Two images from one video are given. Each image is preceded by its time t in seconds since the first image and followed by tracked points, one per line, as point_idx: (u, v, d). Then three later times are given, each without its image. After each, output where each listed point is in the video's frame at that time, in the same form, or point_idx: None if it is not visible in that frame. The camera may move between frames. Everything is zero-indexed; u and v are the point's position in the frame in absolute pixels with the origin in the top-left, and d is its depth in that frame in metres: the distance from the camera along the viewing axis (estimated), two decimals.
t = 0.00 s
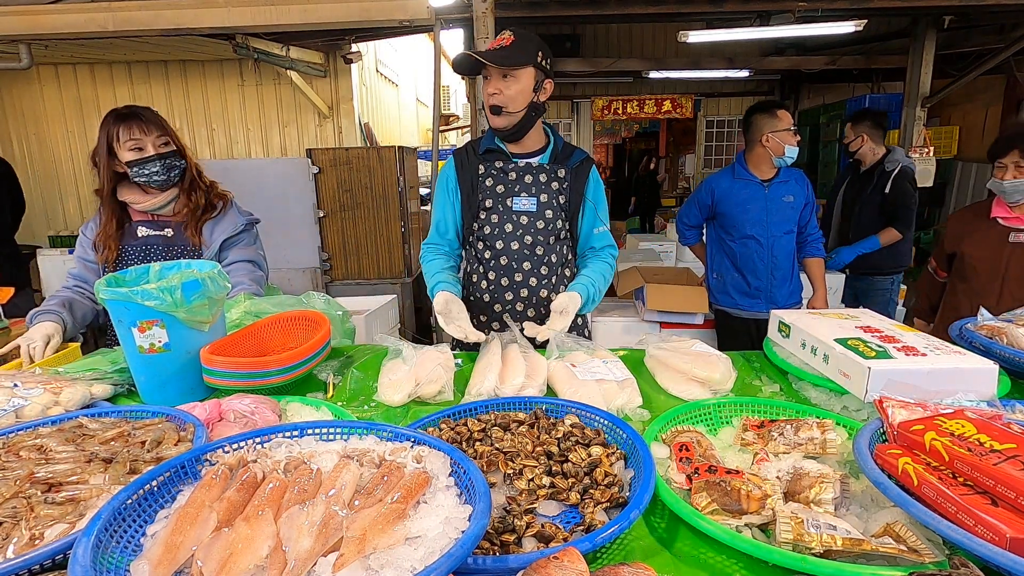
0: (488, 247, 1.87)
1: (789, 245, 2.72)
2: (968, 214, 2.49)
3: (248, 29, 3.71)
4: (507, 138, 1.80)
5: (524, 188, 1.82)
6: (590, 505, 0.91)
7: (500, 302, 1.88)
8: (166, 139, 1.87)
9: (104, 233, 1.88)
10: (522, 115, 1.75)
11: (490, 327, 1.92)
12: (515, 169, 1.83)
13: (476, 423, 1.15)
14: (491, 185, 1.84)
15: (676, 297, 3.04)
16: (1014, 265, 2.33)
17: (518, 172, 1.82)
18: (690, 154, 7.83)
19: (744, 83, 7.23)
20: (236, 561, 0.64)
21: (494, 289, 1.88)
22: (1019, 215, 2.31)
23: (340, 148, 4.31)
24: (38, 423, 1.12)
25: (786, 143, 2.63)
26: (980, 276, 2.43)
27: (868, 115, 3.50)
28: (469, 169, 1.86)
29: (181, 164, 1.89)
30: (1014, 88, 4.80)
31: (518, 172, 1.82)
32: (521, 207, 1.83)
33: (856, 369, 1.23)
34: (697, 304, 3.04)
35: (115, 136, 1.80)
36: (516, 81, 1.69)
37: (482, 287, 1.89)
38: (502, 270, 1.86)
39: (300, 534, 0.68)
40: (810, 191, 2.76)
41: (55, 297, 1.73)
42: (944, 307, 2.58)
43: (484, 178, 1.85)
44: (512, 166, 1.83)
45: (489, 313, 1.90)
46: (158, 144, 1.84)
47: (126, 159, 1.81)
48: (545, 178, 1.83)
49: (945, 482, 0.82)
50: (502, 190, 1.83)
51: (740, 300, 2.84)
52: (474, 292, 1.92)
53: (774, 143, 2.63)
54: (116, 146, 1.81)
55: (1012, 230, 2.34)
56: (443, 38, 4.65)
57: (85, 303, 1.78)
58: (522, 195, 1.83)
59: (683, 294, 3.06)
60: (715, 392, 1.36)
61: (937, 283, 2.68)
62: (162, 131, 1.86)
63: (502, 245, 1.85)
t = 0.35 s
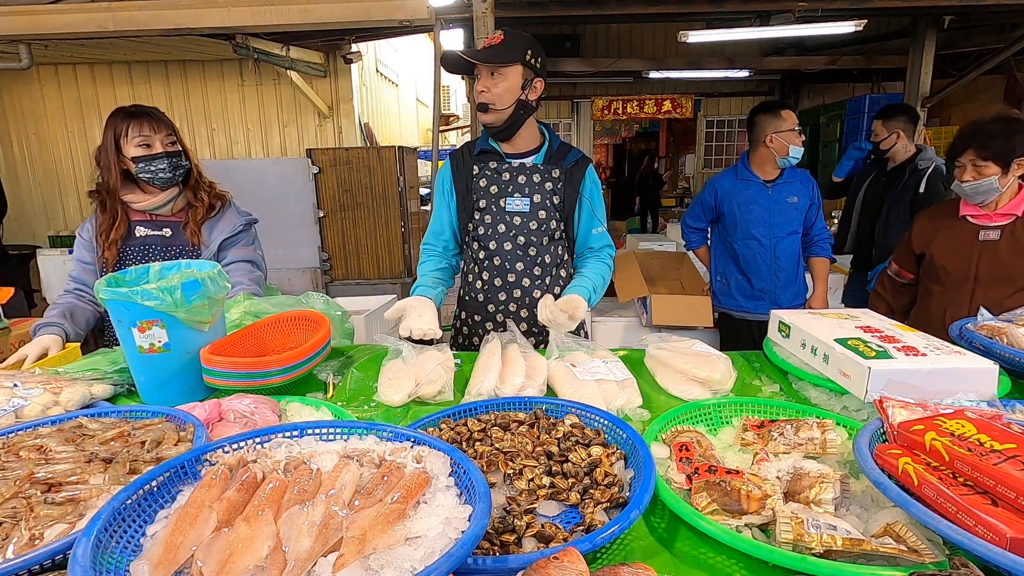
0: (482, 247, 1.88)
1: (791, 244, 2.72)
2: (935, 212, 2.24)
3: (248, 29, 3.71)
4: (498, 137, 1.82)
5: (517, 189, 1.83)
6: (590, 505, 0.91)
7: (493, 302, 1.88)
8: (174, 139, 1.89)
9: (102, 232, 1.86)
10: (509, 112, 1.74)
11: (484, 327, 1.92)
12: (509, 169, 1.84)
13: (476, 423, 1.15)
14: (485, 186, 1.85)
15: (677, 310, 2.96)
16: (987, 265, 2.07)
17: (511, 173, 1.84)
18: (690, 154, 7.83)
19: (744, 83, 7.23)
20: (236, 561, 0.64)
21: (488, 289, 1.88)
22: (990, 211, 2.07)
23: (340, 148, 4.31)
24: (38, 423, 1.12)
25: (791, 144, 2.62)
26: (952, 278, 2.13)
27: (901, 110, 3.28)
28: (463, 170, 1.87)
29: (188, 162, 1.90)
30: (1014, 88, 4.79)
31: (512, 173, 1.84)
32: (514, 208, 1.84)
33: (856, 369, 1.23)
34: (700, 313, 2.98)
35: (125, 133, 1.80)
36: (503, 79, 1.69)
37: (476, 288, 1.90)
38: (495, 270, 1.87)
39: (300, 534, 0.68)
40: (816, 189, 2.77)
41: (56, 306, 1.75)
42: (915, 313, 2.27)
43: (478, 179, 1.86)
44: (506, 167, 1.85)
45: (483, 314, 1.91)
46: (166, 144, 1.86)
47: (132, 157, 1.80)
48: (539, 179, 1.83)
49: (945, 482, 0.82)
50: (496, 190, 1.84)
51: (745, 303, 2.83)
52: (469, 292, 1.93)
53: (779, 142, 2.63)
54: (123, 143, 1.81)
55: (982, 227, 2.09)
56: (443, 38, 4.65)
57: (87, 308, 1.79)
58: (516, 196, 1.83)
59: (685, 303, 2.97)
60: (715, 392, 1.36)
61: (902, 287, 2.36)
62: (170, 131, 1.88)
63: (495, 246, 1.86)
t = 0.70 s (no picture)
0: (480, 247, 1.88)
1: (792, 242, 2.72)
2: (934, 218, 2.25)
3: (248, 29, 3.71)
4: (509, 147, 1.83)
5: (515, 188, 1.83)
6: (590, 505, 0.91)
7: (492, 301, 1.89)
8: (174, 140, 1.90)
9: (100, 232, 1.86)
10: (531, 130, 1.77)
11: (483, 327, 1.93)
12: (507, 169, 1.84)
13: (476, 423, 1.15)
14: (483, 185, 1.86)
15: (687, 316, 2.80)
16: (973, 271, 2.05)
17: (509, 172, 1.83)
18: (690, 154, 7.82)
19: (744, 83, 7.23)
20: (236, 561, 0.64)
21: (486, 289, 1.89)
22: (984, 216, 2.06)
23: (340, 148, 4.31)
24: (38, 423, 1.12)
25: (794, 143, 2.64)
26: (939, 282, 2.13)
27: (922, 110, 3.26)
28: (462, 169, 1.87)
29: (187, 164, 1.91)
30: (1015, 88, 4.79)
31: (510, 173, 1.83)
32: (512, 207, 1.84)
33: (857, 369, 1.23)
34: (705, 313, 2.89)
35: (126, 132, 1.80)
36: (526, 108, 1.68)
37: (475, 288, 1.91)
38: (494, 269, 1.87)
39: (300, 534, 0.68)
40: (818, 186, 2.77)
41: (55, 305, 1.75)
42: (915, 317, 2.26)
43: (476, 179, 1.86)
44: (504, 167, 1.84)
45: (482, 313, 1.92)
46: (167, 144, 1.87)
47: (132, 156, 1.81)
48: (537, 178, 1.83)
49: (945, 482, 0.82)
50: (494, 190, 1.85)
51: (745, 301, 2.83)
52: (468, 291, 1.95)
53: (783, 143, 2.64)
54: (123, 142, 1.81)
55: (975, 232, 2.07)
56: (443, 38, 4.65)
57: (83, 309, 1.79)
58: (514, 195, 1.83)
59: (695, 305, 2.80)
60: (716, 392, 1.36)
61: (905, 291, 2.35)
62: (172, 132, 1.89)
63: (493, 245, 1.86)
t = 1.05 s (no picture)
0: (486, 248, 1.88)
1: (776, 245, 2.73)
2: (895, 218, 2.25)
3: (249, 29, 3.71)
4: (514, 144, 1.80)
5: (522, 188, 1.83)
6: (590, 505, 0.92)
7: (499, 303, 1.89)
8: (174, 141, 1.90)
9: (98, 232, 1.86)
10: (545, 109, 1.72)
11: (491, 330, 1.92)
12: (512, 169, 1.83)
13: (476, 423, 1.15)
14: (488, 186, 1.84)
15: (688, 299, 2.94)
16: (926, 270, 2.05)
17: (515, 173, 1.83)
18: (690, 154, 7.80)
19: (744, 83, 7.23)
20: (236, 561, 0.64)
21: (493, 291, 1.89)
22: (939, 216, 2.06)
23: (340, 149, 4.31)
24: (38, 423, 1.12)
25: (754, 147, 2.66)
26: (897, 280, 2.14)
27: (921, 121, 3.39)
28: (464, 170, 1.84)
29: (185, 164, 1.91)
30: (1015, 88, 4.78)
31: (515, 173, 1.83)
32: (518, 208, 1.84)
33: (857, 369, 1.23)
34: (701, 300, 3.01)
35: (126, 133, 1.80)
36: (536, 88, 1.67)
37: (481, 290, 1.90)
38: (501, 271, 1.87)
39: (300, 534, 0.68)
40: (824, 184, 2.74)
41: (54, 306, 1.75)
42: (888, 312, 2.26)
43: (481, 179, 1.84)
44: (509, 167, 1.84)
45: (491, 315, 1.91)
46: (167, 145, 1.87)
47: (132, 157, 1.81)
48: (542, 178, 1.83)
49: (945, 482, 0.82)
50: (500, 190, 1.83)
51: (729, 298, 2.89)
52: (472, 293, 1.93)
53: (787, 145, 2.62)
54: (123, 142, 1.82)
55: (931, 231, 2.07)
56: (443, 38, 4.65)
57: (83, 310, 1.79)
58: (520, 196, 1.83)
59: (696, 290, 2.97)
60: (716, 392, 1.36)
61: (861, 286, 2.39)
62: (172, 132, 1.90)
63: (500, 247, 1.86)
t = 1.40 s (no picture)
0: (503, 249, 1.83)
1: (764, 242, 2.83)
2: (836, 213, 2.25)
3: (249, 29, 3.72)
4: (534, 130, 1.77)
5: (537, 188, 1.82)
6: (590, 505, 0.92)
7: (519, 304, 1.86)
8: (174, 141, 1.91)
9: (100, 232, 1.86)
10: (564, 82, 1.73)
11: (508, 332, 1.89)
12: (526, 168, 1.81)
13: (476, 423, 1.15)
14: (504, 185, 1.80)
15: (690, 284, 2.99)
16: (873, 263, 2.08)
17: (529, 172, 1.81)
18: (691, 154, 7.73)
19: (744, 83, 7.23)
20: (235, 562, 0.64)
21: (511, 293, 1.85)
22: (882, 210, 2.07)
23: (340, 149, 4.31)
24: (37, 423, 1.12)
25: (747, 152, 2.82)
26: (847, 276, 2.18)
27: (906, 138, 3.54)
28: (478, 168, 1.78)
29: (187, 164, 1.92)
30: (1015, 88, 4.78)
31: (530, 172, 1.82)
32: (535, 208, 1.82)
33: (856, 369, 1.23)
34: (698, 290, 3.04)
35: (129, 132, 1.81)
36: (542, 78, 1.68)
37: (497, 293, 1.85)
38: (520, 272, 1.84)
39: (300, 534, 0.68)
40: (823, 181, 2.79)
41: (54, 306, 1.75)
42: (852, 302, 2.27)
43: (495, 179, 1.80)
44: (523, 166, 1.82)
45: (508, 317, 1.88)
46: (167, 145, 1.87)
47: (134, 157, 1.81)
48: (556, 178, 1.85)
49: (944, 482, 0.82)
50: (516, 190, 1.81)
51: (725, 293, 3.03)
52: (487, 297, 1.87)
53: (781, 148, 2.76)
54: (125, 142, 1.82)
55: (876, 226, 2.09)
56: (443, 38, 4.65)
57: (83, 310, 1.79)
58: (536, 195, 1.82)
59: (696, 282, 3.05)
60: (717, 392, 1.36)
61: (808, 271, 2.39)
62: (174, 133, 1.90)
63: (519, 248, 1.83)
